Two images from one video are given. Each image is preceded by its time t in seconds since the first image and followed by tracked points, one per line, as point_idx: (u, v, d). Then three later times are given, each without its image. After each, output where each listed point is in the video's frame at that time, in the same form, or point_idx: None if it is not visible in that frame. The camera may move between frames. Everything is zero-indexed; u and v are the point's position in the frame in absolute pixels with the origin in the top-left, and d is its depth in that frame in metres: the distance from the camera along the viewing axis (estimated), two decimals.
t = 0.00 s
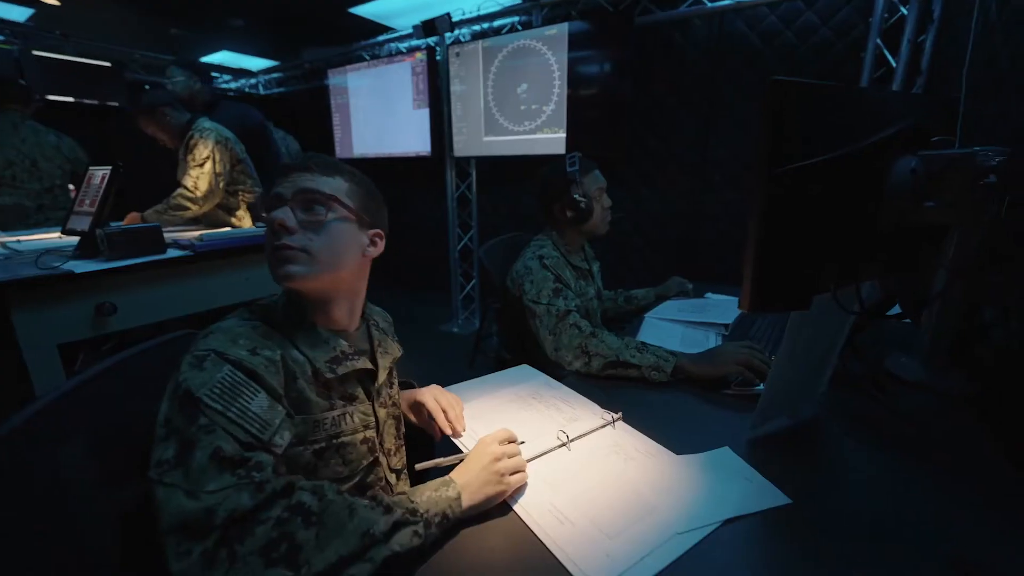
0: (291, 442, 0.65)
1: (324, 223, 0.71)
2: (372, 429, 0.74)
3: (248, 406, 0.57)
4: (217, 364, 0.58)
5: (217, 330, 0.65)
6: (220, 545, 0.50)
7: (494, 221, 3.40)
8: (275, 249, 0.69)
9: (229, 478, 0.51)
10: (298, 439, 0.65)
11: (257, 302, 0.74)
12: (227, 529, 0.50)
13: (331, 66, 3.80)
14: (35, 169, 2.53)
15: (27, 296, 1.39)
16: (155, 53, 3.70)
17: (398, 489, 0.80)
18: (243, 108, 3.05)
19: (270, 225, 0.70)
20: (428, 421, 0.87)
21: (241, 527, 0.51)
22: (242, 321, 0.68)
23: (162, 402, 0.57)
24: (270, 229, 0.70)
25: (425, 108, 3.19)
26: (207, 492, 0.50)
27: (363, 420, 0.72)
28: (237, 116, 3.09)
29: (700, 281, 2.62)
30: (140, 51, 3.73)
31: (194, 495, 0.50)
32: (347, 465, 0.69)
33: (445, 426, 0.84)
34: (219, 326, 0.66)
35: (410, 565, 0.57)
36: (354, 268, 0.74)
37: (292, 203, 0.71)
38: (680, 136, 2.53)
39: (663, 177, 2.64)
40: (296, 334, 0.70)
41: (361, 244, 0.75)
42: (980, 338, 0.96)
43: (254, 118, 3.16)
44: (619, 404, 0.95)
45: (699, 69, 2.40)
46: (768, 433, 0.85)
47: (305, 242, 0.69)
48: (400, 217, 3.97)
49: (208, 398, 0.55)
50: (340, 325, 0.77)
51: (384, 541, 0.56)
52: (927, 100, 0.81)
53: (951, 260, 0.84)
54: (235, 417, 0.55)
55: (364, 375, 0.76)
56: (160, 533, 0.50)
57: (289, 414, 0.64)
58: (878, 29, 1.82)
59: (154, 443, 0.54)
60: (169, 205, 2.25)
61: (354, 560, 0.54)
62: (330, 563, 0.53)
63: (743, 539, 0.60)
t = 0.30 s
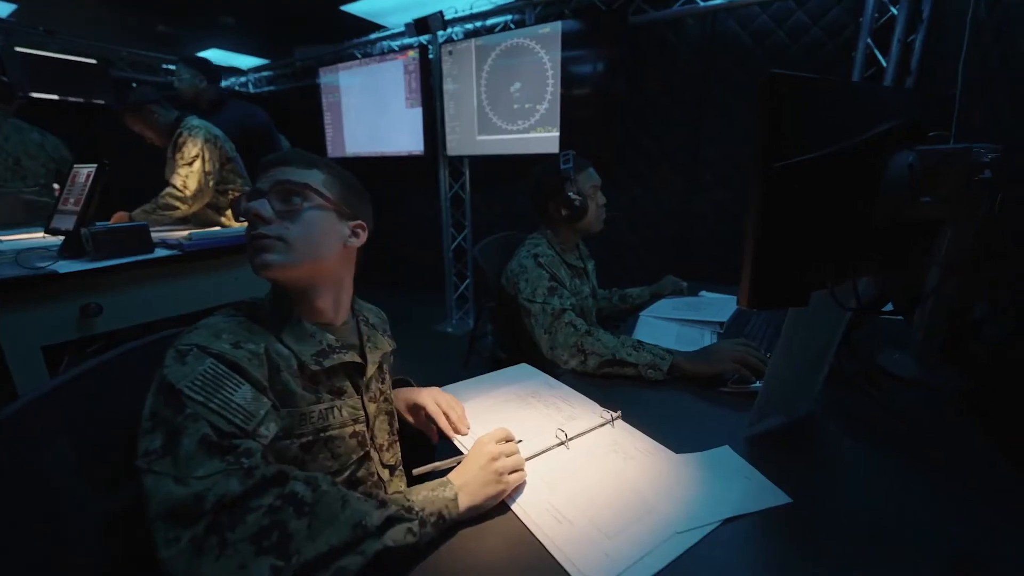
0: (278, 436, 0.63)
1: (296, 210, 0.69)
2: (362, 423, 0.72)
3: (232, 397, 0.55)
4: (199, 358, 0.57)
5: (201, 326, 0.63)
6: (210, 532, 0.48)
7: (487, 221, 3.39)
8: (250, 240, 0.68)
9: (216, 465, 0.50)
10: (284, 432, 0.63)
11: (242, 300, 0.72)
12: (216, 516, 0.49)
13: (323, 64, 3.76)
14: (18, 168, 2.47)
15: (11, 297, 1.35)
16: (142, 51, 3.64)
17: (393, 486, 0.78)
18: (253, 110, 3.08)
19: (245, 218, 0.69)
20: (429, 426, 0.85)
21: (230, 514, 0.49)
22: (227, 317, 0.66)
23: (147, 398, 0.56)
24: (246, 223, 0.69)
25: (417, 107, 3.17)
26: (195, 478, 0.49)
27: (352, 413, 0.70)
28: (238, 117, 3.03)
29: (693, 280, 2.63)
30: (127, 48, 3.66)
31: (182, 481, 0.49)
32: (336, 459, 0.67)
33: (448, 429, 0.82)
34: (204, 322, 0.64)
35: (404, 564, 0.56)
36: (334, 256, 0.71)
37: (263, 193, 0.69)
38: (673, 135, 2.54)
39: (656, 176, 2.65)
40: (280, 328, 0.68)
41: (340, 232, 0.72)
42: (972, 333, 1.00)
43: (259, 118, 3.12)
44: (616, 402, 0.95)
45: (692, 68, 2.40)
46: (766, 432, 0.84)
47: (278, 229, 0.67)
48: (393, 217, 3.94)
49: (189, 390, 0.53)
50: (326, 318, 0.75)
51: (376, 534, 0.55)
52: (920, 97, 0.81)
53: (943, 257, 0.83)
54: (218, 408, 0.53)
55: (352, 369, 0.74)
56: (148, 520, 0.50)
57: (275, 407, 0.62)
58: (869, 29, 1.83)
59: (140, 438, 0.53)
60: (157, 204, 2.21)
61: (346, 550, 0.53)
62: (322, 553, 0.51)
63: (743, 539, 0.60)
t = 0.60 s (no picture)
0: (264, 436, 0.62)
1: (279, 204, 0.68)
2: (352, 424, 0.70)
3: (216, 397, 0.54)
4: (182, 358, 0.56)
5: (184, 326, 0.62)
6: (195, 535, 0.47)
7: (481, 220, 3.38)
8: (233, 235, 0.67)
9: (201, 466, 0.49)
10: (270, 433, 0.62)
11: (228, 301, 0.71)
12: (201, 517, 0.48)
13: (314, 63, 3.73)
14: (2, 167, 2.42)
15: None
16: (129, 48, 3.58)
17: (385, 487, 0.76)
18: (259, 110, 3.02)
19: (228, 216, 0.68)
20: (424, 428, 0.84)
21: (216, 516, 0.48)
22: (213, 317, 0.65)
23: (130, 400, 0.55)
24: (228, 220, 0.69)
25: (410, 106, 3.16)
26: (180, 479, 0.48)
27: (341, 414, 0.69)
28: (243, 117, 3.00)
29: (686, 279, 2.64)
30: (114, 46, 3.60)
31: (166, 483, 0.48)
32: (325, 460, 0.66)
33: (445, 432, 0.80)
34: (189, 322, 0.63)
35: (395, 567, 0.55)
36: (319, 253, 0.70)
37: (246, 190, 0.69)
38: (667, 134, 2.54)
39: (650, 176, 2.65)
40: (267, 328, 0.67)
41: (326, 228, 0.71)
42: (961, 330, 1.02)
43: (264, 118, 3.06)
44: (611, 403, 0.94)
45: (685, 68, 2.41)
46: (762, 431, 0.84)
47: (261, 224, 0.66)
48: (386, 216, 3.92)
49: (172, 391, 0.52)
50: (313, 317, 0.73)
51: (366, 537, 0.53)
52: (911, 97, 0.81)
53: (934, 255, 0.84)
54: (202, 409, 0.52)
55: (341, 368, 0.73)
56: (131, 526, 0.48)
57: (261, 408, 0.61)
58: (859, 30, 1.84)
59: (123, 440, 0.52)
60: (145, 204, 2.18)
61: (335, 553, 0.52)
62: (309, 555, 0.50)
63: (740, 540, 0.60)
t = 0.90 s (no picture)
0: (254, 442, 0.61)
1: (269, 202, 0.68)
2: (344, 428, 0.69)
3: (203, 404, 0.53)
4: (169, 365, 0.55)
5: (171, 331, 0.61)
6: (181, 546, 0.46)
7: (476, 221, 3.37)
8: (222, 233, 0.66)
9: (187, 475, 0.48)
10: (260, 439, 0.61)
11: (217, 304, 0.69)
12: (188, 528, 0.47)
13: (308, 63, 3.71)
14: None
15: None
16: (121, 47, 3.55)
17: (378, 492, 0.76)
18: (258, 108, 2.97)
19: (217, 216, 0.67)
20: (417, 430, 0.83)
21: (203, 527, 0.47)
22: (201, 320, 0.64)
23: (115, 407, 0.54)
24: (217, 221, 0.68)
25: (405, 106, 3.14)
26: (165, 489, 0.47)
27: (333, 418, 0.68)
28: (242, 117, 2.95)
29: (682, 279, 2.64)
30: (105, 45, 3.57)
31: (151, 493, 0.47)
32: (317, 466, 0.65)
33: (437, 435, 0.80)
34: (177, 327, 0.62)
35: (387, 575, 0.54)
36: (311, 253, 0.69)
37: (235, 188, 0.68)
38: (662, 134, 2.54)
39: (645, 176, 2.65)
40: (256, 331, 0.66)
41: (317, 227, 0.71)
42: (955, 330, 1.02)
43: (264, 119, 3.00)
44: (607, 404, 0.93)
45: (680, 68, 2.41)
46: (757, 432, 0.84)
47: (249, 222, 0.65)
48: (381, 217, 3.90)
49: (157, 398, 0.51)
50: (304, 319, 0.72)
51: (356, 546, 0.53)
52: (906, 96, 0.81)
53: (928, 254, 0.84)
54: (188, 416, 0.51)
55: (333, 372, 0.72)
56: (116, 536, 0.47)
57: (250, 413, 0.60)
58: (853, 30, 1.85)
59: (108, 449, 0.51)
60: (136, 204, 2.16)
61: (325, 562, 0.51)
62: (297, 566, 0.49)
63: (736, 543, 0.59)
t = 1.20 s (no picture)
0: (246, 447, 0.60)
1: (263, 203, 0.67)
2: (338, 432, 0.69)
3: (193, 409, 0.53)
4: (158, 369, 0.54)
5: (159, 336, 0.60)
6: (170, 555, 0.45)
7: (473, 221, 3.36)
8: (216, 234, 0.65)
9: (178, 482, 0.47)
10: (252, 444, 0.60)
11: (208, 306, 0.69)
12: (177, 536, 0.46)
13: (304, 62, 3.69)
14: None
15: None
16: (114, 46, 3.54)
17: (372, 495, 0.75)
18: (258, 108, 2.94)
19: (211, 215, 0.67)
20: (413, 432, 0.82)
21: (193, 535, 0.47)
22: (191, 324, 0.63)
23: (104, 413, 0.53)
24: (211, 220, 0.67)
25: (401, 106, 3.13)
26: (155, 497, 0.46)
27: (326, 422, 0.68)
28: (242, 116, 2.91)
29: (679, 279, 2.64)
30: (104, 44, 3.56)
31: (140, 501, 0.46)
32: (310, 470, 0.65)
33: (431, 437, 0.79)
34: (168, 330, 0.61)
35: None
36: (305, 254, 0.68)
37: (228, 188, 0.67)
38: (659, 134, 2.54)
39: (642, 176, 2.65)
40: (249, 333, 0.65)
41: (312, 228, 0.70)
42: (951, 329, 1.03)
43: (262, 118, 2.97)
44: (604, 405, 0.93)
45: (676, 68, 2.41)
46: (754, 432, 0.83)
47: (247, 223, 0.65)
48: (378, 217, 3.89)
49: (146, 404, 0.50)
50: (297, 322, 0.71)
51: (350, 551, 0.52)
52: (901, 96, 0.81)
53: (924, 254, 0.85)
54: (178, 422, 0.51)
55: (327, 375, 0.72)
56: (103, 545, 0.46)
57: (242, 418, 0.59)
58: (849, 30, 1.86)
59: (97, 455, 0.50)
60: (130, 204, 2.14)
61: (318, 568, 0.50)
62: (290, 572, 0.49)
63: (733, 544, 0.59)
